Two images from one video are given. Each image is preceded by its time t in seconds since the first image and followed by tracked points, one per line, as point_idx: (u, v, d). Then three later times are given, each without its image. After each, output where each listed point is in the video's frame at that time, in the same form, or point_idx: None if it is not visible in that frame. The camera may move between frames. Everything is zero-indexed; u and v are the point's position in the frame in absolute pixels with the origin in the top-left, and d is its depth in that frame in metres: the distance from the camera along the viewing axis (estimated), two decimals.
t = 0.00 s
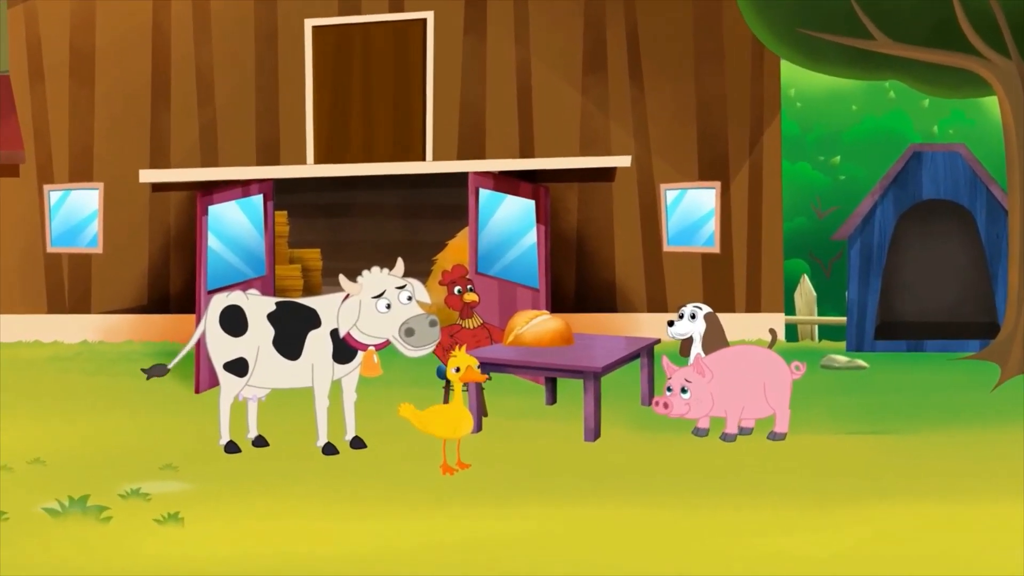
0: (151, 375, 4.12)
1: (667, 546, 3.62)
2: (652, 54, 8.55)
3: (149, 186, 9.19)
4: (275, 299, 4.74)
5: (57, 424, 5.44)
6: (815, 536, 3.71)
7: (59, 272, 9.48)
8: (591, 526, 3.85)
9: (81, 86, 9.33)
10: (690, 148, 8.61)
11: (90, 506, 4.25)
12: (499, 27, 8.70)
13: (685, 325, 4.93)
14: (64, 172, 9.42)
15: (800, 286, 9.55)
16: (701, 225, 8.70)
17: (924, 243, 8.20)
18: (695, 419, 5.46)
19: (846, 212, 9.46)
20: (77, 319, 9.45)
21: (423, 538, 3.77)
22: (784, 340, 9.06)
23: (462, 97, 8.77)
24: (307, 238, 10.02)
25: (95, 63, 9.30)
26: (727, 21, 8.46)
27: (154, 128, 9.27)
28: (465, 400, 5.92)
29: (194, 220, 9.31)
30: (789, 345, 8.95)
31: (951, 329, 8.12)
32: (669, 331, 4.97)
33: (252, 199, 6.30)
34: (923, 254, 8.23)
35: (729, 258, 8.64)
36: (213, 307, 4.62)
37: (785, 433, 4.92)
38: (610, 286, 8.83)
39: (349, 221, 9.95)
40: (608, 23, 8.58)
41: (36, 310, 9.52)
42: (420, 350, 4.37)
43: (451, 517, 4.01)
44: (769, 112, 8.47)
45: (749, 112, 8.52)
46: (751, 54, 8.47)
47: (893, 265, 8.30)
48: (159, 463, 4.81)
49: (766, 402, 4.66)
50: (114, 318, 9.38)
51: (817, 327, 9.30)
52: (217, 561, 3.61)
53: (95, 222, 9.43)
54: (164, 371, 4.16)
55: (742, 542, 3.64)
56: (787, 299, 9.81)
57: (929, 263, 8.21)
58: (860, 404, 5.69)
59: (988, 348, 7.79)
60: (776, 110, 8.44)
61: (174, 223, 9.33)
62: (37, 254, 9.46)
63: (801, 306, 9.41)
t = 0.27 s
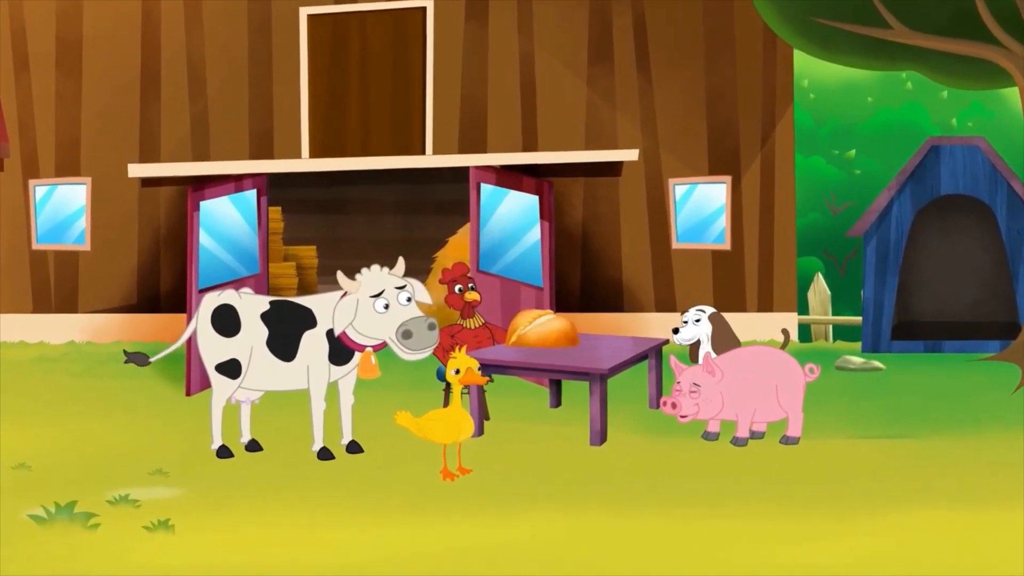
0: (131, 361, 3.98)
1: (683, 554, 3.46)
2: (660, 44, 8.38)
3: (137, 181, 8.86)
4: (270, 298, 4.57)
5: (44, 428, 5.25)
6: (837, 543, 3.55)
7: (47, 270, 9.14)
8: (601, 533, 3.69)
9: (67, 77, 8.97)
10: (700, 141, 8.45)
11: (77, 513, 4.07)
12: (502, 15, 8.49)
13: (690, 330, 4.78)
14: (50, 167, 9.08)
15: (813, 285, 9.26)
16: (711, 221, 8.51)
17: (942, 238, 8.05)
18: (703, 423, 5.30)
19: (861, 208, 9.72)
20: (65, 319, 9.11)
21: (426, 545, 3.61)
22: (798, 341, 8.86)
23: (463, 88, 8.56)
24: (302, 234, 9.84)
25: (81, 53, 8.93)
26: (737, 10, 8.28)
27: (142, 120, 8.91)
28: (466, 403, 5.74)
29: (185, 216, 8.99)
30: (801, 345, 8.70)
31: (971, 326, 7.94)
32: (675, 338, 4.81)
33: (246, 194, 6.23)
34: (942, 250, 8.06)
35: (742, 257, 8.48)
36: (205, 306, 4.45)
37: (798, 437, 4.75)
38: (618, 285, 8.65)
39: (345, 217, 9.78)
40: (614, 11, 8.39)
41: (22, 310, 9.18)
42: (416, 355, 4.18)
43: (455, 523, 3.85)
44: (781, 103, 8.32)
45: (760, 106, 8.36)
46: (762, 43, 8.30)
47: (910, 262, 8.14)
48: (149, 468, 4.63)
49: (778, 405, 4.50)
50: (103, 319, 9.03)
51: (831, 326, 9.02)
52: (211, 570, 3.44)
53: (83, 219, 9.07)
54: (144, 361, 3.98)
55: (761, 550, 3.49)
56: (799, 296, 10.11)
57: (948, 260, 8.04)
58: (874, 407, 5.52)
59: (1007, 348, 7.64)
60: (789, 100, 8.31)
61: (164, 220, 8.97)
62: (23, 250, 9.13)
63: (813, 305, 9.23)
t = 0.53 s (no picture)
0: (130, 376, 3.85)
1: (692, 560, 3.35)
2: (666, 37, 8.26)
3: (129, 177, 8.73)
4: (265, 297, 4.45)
5: (34, 431, 5.13)
6: (852, 549, 3.43)
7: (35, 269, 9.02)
8: (607, 540, 3.57)
9: (56, 71, 8.84)
10: (708, 135, 8.32)
11: (67, 517, 3.95)
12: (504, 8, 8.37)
13: (694, 325, 4.63)
14: (38, 163, 8.95)
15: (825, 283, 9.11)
16: (718, 218, 8.38)
17: (957, 236, 7.88)
18: (709, 425, 5.18)
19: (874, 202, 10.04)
20: (52, 318, 8.99)
21: (426, 552, 3.49)
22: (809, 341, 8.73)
23: (464, 82, 8.45)
24: (301, 232, 9.72)
25: (71, 47, 8.79)
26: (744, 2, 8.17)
27: (133, 115, 8.79)
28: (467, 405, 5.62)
29: (177, 213, 8.87)
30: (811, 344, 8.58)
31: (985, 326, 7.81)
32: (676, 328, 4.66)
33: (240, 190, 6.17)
34: (957, 249, 7.89)
35: (750, 255, 8.37)
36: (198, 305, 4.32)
37: (807, 440, 4.63)
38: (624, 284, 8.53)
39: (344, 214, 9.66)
40: (618, 2, 8.27)
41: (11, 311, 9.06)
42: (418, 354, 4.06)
43: (456, 527, 3.73)
44: (791, 96, 8.21)
45: (770, 100, 8.24)
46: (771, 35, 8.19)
47: (926, 261, 7.97)
48: (141, 472, 4.51)
49: (788, 408, 4.37)
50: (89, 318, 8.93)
51: (842, 326, 8.89)
52: None
53: (73, 216, 8.94)
54: (143, 374, 3.89)
55: (773, 556, 3.37)
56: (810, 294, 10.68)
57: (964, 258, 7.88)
58: (884, 409, 5.40)
59: None
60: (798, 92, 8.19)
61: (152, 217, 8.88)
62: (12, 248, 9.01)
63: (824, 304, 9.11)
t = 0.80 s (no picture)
0: (141, 396, 3.91)
1: (701, 567, 3.23)
2: (672, 28, 8.15)
3: (121, 172, 8.61)
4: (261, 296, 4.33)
5: (24, 433, 5.01)
6: (866, 555, 3.31)
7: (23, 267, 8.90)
8: (610, 545, 3.45)
9: (47, 65, 8.72)
10: (715, 129, 8.21)
11: (57, 523, 3.82)
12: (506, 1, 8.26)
13: (701, 322, 4.49)
14: (28, 158, 8.83)
15: (834, 283, 9.02)
16: (726, 215, 8.28)
17: (973, 232, 7.76)
18: (717, 427, 5.06)
19: (885, 198, 10.13)
20: (41, 318, 8.87)
21: (426, 558, 3.37)
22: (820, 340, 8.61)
23: (465, 75, 8.33)
24: (298, 230, 9.58)
25: (62, 40, 8.68)
26: None
27: (125, 109, 8.67)
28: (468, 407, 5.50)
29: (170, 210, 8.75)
30: (822, 345, 8.46)
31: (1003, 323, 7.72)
32: (683, 328, 4.51)
33: (234, 186, 6.09)
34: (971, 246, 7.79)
35: (759, 252, 8.26)
36: (192, 304, 4.21)
37: (818, 443, 4.51)
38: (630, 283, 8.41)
39: (342, 211, 9.54)
40: None
41: None
42: (427, 345, 3.97)
43: (457, 533, 3.61)
44: (801, 87, 8.10)
45: (779, 94, 8.13)
46: (781, 26, 8.08)
47: (938, 257, 7.84)
48: (133, 476, 4.39)
49: (798, 410, 4.25)
50: (78, 319, 8.81)
51: (853, 326, 8.79)
52: None
53: (63, 212, 8.83)
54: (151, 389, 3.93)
55: (784, 563, 3.25)
56: (822, 292, 10.58)
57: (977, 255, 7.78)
58: (895, 412, 5.28)
59: None
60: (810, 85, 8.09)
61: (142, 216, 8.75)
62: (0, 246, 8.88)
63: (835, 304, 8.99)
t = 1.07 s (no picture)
0: (146, 403, 3.89)
1: (708, 572, 3.13)
2: (677, 22, 8.06)
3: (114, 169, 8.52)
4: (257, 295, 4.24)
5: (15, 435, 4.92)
6: (878, 560, 3.21)
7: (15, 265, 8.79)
8: (613, 550, 3.35)
9: (38, 59, 8.63)
10: (721, 124, 8.12)
11: (49, 527, 3.72)
12: None
13: (708, 322, 4.41)
14: (20, 155, 8.75)
15: (844, 283, 8.91)
16: (733, 212, 8.13)
17: (985, 230, 7.67)
18: (723, 430, 4.96)
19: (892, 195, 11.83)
20: (36, 318, 8.78)
21: (424, 564, 3.28)
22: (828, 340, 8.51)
23: (465, 69, 8.24)
24: (296, 228, 9.49)
25: (54, 34, 8.60)
26: None
27: (119, 105, 8.57)
28: (469, 409, 5.41)
29: (165, 207, 8.66)
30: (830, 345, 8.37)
31: (1014, 322, 7.67)
32: (689, 328, 4.43)
33: (231, 183, 6.02)
34: (984, 244, 7.70)
35: (767, 250, 8.16)
36: (187, 303, 4.11)
37: (827, 446, 4.42)
38: (634, 282, 8.32)
39: (341, 208, 9.45)
40: None
41: None
42: (427, 345, 3.87)
43: (457, 538, 3.51)
44: (809, 81, 8.01)
45: (786, 89, 8.05)
46: (788, 19, 8.00)
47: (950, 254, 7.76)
48: (127, 479, 4.30)
49: (806, 412, 4.15)
50: (73, 318, 8.72)
51: (863, 327, 8.71)
52: None
53: (55, 209, 8.71)
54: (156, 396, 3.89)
55: (795, 568, 3.15)
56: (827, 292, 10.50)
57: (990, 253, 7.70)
58: (906, 414, 5.18)
59: None
60: (818, 82, 8.01)
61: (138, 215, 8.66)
62: None
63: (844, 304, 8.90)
